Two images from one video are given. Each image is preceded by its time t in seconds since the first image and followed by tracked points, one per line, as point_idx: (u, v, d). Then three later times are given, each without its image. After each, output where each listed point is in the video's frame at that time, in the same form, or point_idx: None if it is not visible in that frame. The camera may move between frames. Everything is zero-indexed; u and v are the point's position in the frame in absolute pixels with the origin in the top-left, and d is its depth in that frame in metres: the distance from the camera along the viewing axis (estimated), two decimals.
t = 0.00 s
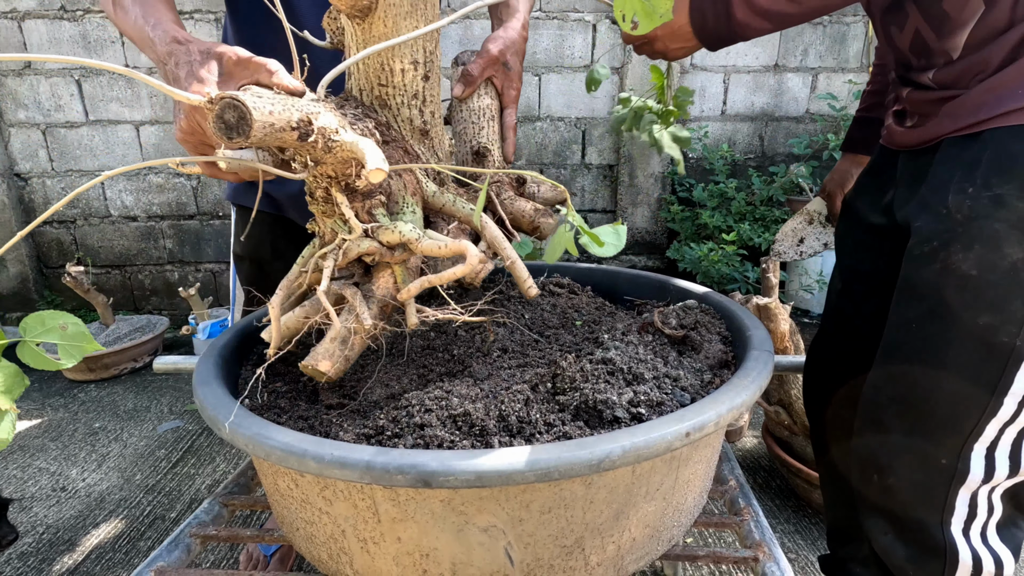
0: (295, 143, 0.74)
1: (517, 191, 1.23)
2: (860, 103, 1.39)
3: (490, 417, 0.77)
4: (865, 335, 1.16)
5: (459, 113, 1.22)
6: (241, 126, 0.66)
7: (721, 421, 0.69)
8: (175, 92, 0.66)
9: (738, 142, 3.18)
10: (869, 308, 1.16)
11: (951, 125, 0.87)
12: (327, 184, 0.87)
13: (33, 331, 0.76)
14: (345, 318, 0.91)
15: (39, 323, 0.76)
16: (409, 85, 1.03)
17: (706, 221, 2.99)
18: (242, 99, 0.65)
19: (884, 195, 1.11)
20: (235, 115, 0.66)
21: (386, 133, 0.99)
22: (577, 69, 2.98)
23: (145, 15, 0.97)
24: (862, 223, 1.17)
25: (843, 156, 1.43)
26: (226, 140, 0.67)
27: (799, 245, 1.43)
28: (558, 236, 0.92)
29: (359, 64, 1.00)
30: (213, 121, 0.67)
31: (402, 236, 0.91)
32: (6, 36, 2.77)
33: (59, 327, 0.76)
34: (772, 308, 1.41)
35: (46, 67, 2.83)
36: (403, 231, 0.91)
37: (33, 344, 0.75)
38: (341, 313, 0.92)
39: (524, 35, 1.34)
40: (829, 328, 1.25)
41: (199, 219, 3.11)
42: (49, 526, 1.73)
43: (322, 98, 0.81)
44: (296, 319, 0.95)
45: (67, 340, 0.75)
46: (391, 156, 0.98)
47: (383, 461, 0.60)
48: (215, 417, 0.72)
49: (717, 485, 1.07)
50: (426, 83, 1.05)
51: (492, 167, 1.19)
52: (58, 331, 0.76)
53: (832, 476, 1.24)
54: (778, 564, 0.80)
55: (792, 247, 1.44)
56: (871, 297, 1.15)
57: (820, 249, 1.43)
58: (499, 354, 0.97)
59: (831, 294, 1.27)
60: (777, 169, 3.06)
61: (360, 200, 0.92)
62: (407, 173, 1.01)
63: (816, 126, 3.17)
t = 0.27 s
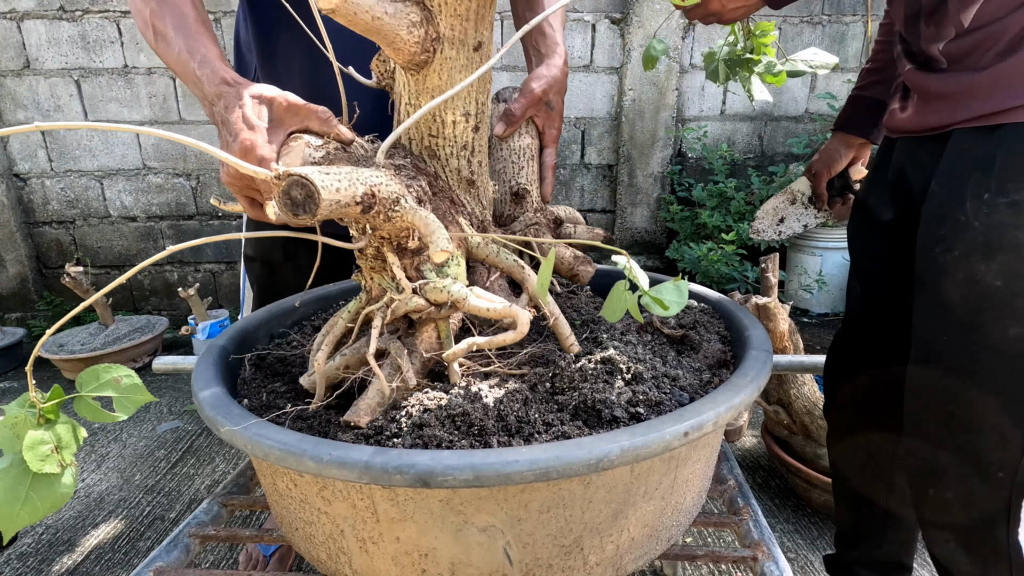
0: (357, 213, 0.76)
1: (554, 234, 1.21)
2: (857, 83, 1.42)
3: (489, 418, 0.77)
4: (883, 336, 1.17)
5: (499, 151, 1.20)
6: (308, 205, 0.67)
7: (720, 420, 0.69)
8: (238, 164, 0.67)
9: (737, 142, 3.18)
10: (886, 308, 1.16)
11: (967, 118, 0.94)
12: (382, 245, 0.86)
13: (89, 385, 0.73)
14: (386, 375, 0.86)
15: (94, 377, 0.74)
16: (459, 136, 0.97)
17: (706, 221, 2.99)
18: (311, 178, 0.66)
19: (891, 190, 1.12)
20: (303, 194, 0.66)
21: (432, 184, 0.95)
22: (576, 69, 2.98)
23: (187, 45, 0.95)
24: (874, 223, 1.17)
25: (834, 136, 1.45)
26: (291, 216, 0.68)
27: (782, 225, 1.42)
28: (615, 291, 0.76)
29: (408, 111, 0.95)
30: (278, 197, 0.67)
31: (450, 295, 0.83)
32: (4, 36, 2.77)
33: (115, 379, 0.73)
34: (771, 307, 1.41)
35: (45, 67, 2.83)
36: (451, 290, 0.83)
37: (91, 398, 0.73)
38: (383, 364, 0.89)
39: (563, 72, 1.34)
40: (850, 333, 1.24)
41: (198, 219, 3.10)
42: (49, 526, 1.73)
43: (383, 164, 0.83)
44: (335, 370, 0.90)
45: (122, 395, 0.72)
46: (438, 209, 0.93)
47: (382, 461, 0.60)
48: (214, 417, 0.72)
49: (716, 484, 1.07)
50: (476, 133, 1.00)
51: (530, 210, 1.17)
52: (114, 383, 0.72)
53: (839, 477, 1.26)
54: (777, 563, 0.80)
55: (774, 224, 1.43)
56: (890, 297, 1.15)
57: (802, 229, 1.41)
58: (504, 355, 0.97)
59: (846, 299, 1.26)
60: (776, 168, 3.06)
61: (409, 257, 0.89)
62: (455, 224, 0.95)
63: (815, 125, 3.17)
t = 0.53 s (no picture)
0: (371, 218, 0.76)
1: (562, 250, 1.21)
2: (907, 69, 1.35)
3: (491, 420, 0.77)
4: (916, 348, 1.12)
5: (512, 168, 1.21)
6: (324, 206, 0.67)
7: (722, 424, 0.69)
8: (257, 163, 0.66)
9: (737, 142, 3.18)
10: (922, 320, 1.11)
11: (978, 131, 0.94)
12: (393, 250, 0.87)
13: (97, 378, 0.76)
14: (388, 381, 0.87)
15: (102, 371, 0.76)
16: (474, 149, 0.97)
17: (705, 221, 2.99)
18: (328, 180, 0.66)
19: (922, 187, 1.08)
20: (318, 195, 0.66)
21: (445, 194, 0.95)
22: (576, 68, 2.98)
23: (209, 49, 0.94)
24: (898, 225, 1.13)
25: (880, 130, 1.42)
26: (306, 216, 0.67)
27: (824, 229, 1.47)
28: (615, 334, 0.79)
29: (425, 123, 0.95)
30: (294, 196, 0.66)
31: (456, 304, 0.83)
32: (2, 35, 2.77)
33: (123, 373, 0.76)
34: (770, 307, 1.41)
35: (44, 67, 2.82)
36: (458, 299, 0.83)
37: (97, 392, 0.75)
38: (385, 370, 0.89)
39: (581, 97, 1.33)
40: (870, 343, 1.18)
41: (198, 219, 3.10)
42: (48, 527, 1.73)
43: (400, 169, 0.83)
44: (336, 374, 0.91)
45: (131, 387, 0.76)
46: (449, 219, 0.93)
47: (383, 465, 0.60)
48: (214, 420, 0.72)
49: (716, 485, 1.07)
50: (492, 148, 0.99)
51: (540, 225, 1.18)
52: (122, 377, 0.76)
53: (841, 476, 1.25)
54: (777, 565, 0.80)
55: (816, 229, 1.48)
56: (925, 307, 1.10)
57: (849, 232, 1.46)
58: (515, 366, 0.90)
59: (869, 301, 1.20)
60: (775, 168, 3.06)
61: (419, 265, 0.90)
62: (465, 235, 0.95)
63: (815, 125, 3.17)
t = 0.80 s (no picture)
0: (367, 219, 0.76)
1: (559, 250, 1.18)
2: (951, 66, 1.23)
3: (487, 418, 0.77)
4: (937, 354, 1.09)
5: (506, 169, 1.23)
6: (319, 207, 0.67)
7: (718, 420, 0.69)
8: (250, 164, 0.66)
9: (736, 141, 3.18)
10: (942, 326, 1.08)
11: (995, 133, 0.91)
12: (391, 253, 0.87)
13: (84, 351, 0.78)
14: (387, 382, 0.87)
15: (89, 344, 0.78)
16: (468, 150, 0.97)
17: (705, 221, 2.99)
18: (325, 182, 0.66)
19: (948, 187, 1.06)
20: (315, 196, 0.67)
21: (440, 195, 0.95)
22: (575, 68, 2.98)
23: (204, 49, 0.94)
24: (926, 225, 1.10)
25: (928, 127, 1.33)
26: (302, 218, 0.68)
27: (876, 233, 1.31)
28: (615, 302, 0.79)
29: (420, 125, 0.95)
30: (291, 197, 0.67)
31: (453, 304, 0.84)
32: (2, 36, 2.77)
33: (106, 350, 0.78)
34: (769, 306, 1.41)
35: (43, 67, 2.83)
36: (455, 298, 0.84)
37: (81, 363, 0.78)
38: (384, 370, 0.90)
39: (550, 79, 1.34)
40: (890, 348, 1.16)
41: (197, 220, 3.10)
42: (47, 527, 1.73)
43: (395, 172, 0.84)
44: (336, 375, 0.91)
45: (113, 361, 0.77)
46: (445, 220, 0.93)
47: (380, 461, 0.60)
48: (212, 418, 0.72)
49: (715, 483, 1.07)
50: (486, 149, 0.99)
51: (535, 224, 1.18)
52: (105, 353, 0.78)
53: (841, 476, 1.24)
54: (775, 563, 0.80)
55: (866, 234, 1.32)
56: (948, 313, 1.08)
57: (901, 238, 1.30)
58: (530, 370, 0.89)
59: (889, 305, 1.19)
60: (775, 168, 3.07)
61: (415, 265, 0.89)
62: (460, 236, 0.95)
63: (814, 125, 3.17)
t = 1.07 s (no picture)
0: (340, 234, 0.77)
1: (560, 255, 1.20)
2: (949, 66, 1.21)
3: (488, 419, 0.77)
4: (935, 354, 1.09)
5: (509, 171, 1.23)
6: (286, 225, 0.69)
7: (719, 421, 0.69)
8: (224, 182, 0.69)
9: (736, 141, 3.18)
10: (941, 326, 1.08)
11: (1001, 136, 0.91)
12: (371, 262, 0.87)
13: (99, 408, 0.78)
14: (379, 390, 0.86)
15: (104, 401, 0.79)
16: (459, 157, 0.97)
17: (705, 220, 2.99)
18: (289, 199, 0.68)
19: (953, 189, 1.06)
20: (281, 214, 0.69)
21: (430, 203, 0.95)
22: (574, 68, 2.98)
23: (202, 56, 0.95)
24: (926, 226, 1.11)
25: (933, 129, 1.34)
26: (271, 234, 0.70)
27: (868, 233, 1.37)
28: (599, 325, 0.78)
29: (411, 131, 0.96)
30: (260, 215, 0.70)
31: (436, 315, 0.84)
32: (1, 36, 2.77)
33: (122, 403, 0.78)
34: (769, 305, 1.41)
35: (43, 68, 2.83)
36: (436, 309, 0.84)
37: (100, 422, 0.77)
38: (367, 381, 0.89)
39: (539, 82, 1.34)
40: (888, 349, 1.16)
41: (197, 220, 3.10)
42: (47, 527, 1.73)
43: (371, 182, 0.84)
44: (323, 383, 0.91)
45: (131, 413, 0.78)
46: (435, 228, 0.93)
47: (380, 463, 0.60)
48: (212, 419, 0.72)
49: (715, 483, 1.07)
50: (477, 155, 0.99)
51: (536, 228, 1.19)
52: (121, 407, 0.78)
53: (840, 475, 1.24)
54: (776, 563, 0.80)
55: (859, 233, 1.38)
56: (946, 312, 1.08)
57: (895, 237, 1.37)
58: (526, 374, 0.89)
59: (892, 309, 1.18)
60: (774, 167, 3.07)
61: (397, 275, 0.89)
62: (451, 243, 0.95)
63: (814, 124, 3.18)
